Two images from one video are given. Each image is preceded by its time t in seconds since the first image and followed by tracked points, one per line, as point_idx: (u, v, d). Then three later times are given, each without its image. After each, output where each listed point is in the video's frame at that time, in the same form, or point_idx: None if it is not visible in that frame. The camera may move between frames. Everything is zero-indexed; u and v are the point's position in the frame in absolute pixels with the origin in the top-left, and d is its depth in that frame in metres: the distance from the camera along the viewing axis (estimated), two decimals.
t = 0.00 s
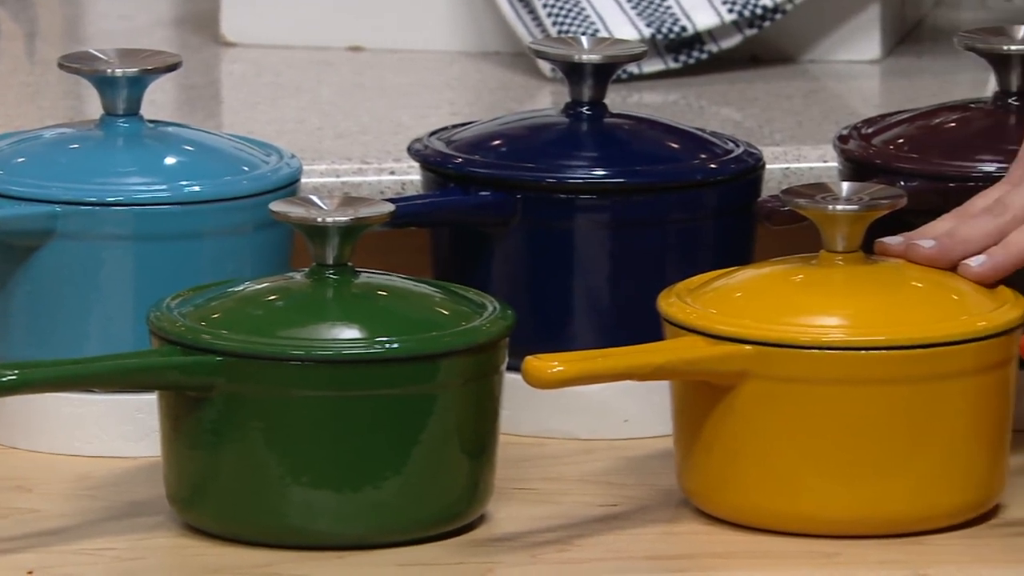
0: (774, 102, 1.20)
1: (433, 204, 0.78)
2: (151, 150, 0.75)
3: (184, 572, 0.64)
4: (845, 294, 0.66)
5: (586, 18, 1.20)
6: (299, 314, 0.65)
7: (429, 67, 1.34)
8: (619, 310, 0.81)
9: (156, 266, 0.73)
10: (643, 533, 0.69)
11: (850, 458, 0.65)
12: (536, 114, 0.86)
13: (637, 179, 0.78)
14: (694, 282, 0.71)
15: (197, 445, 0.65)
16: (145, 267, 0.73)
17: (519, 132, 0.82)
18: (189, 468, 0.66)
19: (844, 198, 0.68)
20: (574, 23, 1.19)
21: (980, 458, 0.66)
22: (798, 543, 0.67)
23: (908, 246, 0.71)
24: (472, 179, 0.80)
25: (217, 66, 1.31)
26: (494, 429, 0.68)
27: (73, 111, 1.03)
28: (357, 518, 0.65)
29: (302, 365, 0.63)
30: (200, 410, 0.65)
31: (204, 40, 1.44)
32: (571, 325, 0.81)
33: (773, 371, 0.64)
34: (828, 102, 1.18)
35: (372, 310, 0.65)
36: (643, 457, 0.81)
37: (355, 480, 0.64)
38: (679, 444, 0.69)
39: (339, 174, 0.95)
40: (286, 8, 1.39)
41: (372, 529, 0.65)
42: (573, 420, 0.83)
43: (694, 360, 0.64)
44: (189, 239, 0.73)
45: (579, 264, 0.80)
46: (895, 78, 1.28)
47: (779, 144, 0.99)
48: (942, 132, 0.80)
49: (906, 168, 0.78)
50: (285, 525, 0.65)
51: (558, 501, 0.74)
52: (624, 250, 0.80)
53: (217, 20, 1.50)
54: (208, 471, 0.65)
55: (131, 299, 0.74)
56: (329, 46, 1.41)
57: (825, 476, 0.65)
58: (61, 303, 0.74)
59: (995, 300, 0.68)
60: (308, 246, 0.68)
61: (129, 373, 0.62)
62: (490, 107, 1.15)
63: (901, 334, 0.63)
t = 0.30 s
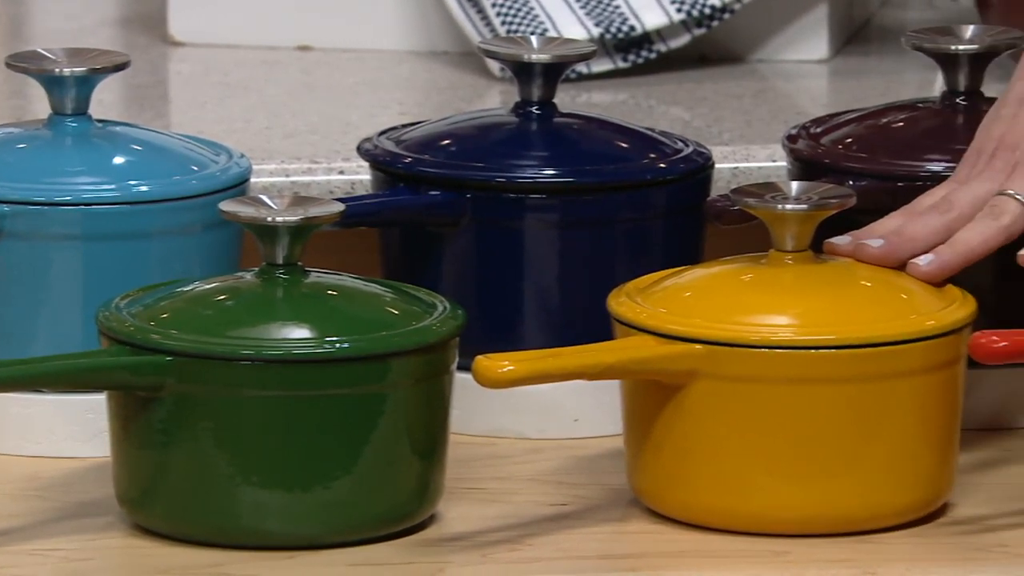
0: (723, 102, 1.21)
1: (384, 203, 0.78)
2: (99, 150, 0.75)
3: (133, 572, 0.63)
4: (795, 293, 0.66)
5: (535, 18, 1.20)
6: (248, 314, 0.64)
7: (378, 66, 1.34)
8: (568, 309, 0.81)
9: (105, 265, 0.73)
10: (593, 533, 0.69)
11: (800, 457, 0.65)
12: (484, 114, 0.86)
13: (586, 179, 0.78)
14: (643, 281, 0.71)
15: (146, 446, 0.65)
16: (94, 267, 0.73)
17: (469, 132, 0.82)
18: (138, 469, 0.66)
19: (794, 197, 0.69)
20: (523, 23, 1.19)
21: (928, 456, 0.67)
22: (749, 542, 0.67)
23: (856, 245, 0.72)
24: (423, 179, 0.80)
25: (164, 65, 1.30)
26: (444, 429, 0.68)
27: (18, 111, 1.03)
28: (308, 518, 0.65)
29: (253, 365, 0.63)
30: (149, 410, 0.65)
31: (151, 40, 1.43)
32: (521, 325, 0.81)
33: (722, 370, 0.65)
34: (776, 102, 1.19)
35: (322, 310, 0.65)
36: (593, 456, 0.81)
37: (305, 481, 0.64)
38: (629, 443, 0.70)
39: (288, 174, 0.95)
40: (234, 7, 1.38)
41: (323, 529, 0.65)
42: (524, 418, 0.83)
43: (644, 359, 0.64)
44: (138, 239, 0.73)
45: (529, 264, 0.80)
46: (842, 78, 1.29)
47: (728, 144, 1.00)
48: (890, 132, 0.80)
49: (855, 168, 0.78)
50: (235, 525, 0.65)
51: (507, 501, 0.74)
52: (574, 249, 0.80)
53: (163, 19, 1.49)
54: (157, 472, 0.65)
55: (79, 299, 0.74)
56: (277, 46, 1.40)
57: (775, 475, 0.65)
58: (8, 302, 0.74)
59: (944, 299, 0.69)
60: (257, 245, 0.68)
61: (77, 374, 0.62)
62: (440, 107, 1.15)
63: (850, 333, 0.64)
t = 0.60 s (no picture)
0: (670, 102, 1.22)
1: (332, 204, 0.78)
2: (46, 150, 0.75)
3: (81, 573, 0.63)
4: (742, 293, 0.67)
5: (482, 19, 1.20)
6: (196, 314, 0.64)
7: (325, 66, 1.33)
8: (516, 309, 0.81)
9: (53, 265, 0.73)
10: (542, 532, 0.69)
11: (749, 456, 0.66)
12: (431, 114, 0.86)
13: (534, 179, 0.79)
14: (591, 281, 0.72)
15: (94, 446, 0.65)
16: (41, 267, 0.73)
17: (417, 132, 0.82)
18: (86, 469, 0.66)
19: (741, 198, 0.69)
20: (471, 24, 1.20)
21: (873, 453, 0.68)
22: (697, 541, 0.68)
23: (801, 248, 0.72)
24: (371, 179, 0.80)
25: (110, 65, 1.29)
26: (392, 429, 0.68)
27: None
28: (256, 519, 0.65)
29: (200, 365, 0.62)
30: (97, 410, 0.64)
31: (96, 39, 1.42)
32: (469, 325, 0.81)
33: (670, 369, 0.65)
34: (723, 102, 1.19)
35: (270, 311, 0.65)
36: (541, 456, 0.81)
37: (254, 481, 0.64)
38: (578, 442, 0.70)
39: (236, 174, 0.94)
40: (181, 7, 1.37)
41: (272, 529, 0.65)
42: (473, 418, 0.84)
43: (592, 359, 0.64)
44: (86, 239, 0.74)
45: (477, 264, 0.80)
46: (788, 78, 1.30)
47: (675, 144, 1.01)
48: (836, 133, 0.81)
49: (802, 168, 0.79)
50: (183, 525, 0.65)
51: (454, 501, 0.74)
52: (522, 250, 0.80)
53: (108, 18, 1.48)
54: (104, 472, 0.65)
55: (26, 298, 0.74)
56: (224, 46, 1.40)
57: (723, 474, 0.66)
58: None
59: (891, 299, 0.69)
60: (206, 246, 0.68)
61: (23, 374, 0.61)
62: (387, 107, 1.15)
63: (796, 333, 0.64)
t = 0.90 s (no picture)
0: (616, 102, 1.22)
1: (279, 204, 0.78)
2: None
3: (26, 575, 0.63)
4: (690, 293, 0.67)
5: (428, 19, 1.20)
6: (141, 315, 0.64)
7: (272, 66, 1.33)
8: (464, 309, 0.81)
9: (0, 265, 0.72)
10: (490, 533, 0.69)
11: (697, 456, 0.66)
12: (379, 114, 0.86)
13: (481, 179, 0.79)
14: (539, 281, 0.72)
15: (40, 447, 0.64)
16: None
17: (364, 132, 0.82)
18: (31, 470, 0.65)
19: (689, 198, 0.70)
20: (418, 24, 1.19)
21: (820, 453, 0.68)
22: (646, 542, 0.68)
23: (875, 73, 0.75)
24: (318, 179, 0.80)
25: (53, 65, 1.28)
26: (340, 430, 0.68)
27: None
28: (203, 520, 0.64)
29: (147, 366, 0.62)
30: (42, 411, 0.64)
31: (40, 39, 1.41)
32: (416, 325, 0.81)
33: (618, 369, 0.65)
34: (669, 102, 1.20)
35: (217, 311, 0.65)
36: (490, 456, 0.81)
37: (200, 482, 0.64)
38: (527, 442, 0.70)
39: (182, 174, 0.94)
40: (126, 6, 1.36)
41: (219, 530, 0.65)
42: (421, 418, 0.83)
43: (540, 360, 0.64)
44: (35, 240, 0.73)
45: (424, 264, 0.80)
46: (733, 79, 1.31)
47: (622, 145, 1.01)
48: (783, 132, 0.82)
49: (749, 168, 0.79)
50: (129, 526, 0.64)
51: (402, 501, 0.74)
52: (470, 249, 0.80)
53: (51, 18, 1.47)
54: (51, 474, 0.64)
55: None
56: (170, 46, 1.39)
57: (671, 473, 0.66)
58: None
59: (839, 301, 0.70)
60: (152, 247, 0.67)
61: None
62: (334, 106, 1.14)
63: (743, 333, 0.65)
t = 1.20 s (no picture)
0: (566, 102, 1.22)
1: (229, 205, 0.78)
2: None
3: None
4: (640, 293, 0.67)
5: (377, 18, 1.20)
6: (90, 317, 0.63)
7: (221, 66, 1.32)
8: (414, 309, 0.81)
9: None
10: (441, 533, 0.69)
11: (648, 456, 0.66)
12: (328, 114, 0.85)
13: (431, 179, 0.78)
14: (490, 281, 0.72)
15: None
16: None
17: (313, 132, 0.82)
18: None
19: (640, 198, 0.70)
20: (366, 24, 1.19)
21: (769, 453, 0.68)
22: (596, 542, 0.68)
23: None
24: (267, 180, 0.79)
25: None
26: (290, 431, 0.68)
27: None
28: (153, 521, 0.64)
29: (96, 368, 0.61)
30: None
31: None
32: (366, 325, 0.81)
33: (569, 370, 0.65)
34: (619, 102, 1.20)
35: (167, 312, 0.64)
36: (440, 457, 0.81)
37: (150, 484, 0.63)
38: (477, 443, 0.71)
39: (130, 175, 0.93)
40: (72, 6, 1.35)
41: (168, 532, 0.64)
42: (370, 419, 0.83)
43: (492, 360, 0.64)
44: None
45: (375, 264, 0.80)
46: (682, 78, 1.31)
47: (572, 146, 1.01)
48: (732, 132, 0.82)
49: (698, 168, 0.80)
50: (78, 528, 0.64)
51: (352, 502, 0.74)
52: (420, 249, 0.80)
53: None
54: None
55: None
56: (118, 47, 1.38)
57: (621, 473, 0.66)
58: None
59: (789, 301, 0.70)
60: (101, 248, 0.67)
61: None
62: (283, 106, 1.14)
63: (694, 333, 0.65)
